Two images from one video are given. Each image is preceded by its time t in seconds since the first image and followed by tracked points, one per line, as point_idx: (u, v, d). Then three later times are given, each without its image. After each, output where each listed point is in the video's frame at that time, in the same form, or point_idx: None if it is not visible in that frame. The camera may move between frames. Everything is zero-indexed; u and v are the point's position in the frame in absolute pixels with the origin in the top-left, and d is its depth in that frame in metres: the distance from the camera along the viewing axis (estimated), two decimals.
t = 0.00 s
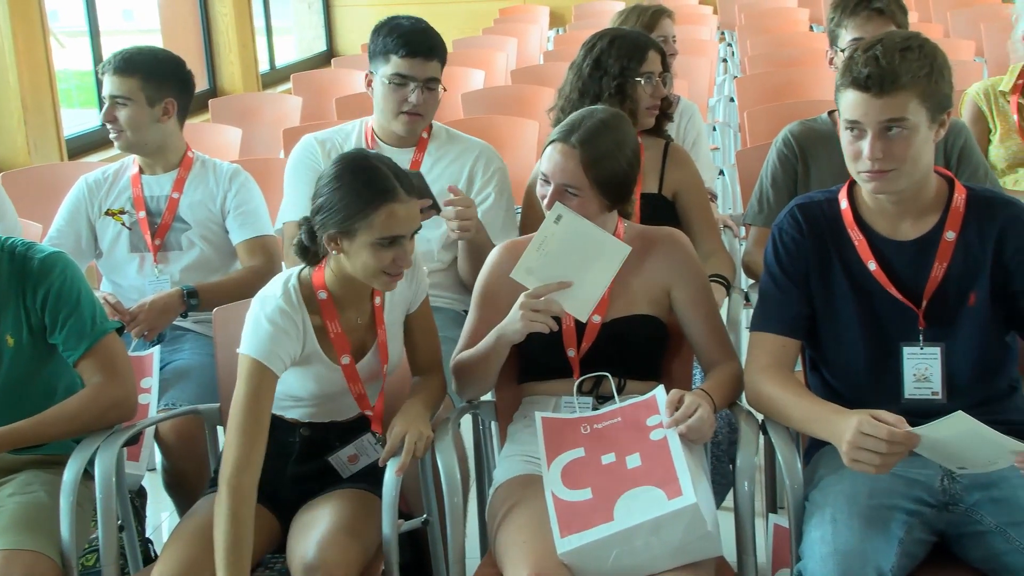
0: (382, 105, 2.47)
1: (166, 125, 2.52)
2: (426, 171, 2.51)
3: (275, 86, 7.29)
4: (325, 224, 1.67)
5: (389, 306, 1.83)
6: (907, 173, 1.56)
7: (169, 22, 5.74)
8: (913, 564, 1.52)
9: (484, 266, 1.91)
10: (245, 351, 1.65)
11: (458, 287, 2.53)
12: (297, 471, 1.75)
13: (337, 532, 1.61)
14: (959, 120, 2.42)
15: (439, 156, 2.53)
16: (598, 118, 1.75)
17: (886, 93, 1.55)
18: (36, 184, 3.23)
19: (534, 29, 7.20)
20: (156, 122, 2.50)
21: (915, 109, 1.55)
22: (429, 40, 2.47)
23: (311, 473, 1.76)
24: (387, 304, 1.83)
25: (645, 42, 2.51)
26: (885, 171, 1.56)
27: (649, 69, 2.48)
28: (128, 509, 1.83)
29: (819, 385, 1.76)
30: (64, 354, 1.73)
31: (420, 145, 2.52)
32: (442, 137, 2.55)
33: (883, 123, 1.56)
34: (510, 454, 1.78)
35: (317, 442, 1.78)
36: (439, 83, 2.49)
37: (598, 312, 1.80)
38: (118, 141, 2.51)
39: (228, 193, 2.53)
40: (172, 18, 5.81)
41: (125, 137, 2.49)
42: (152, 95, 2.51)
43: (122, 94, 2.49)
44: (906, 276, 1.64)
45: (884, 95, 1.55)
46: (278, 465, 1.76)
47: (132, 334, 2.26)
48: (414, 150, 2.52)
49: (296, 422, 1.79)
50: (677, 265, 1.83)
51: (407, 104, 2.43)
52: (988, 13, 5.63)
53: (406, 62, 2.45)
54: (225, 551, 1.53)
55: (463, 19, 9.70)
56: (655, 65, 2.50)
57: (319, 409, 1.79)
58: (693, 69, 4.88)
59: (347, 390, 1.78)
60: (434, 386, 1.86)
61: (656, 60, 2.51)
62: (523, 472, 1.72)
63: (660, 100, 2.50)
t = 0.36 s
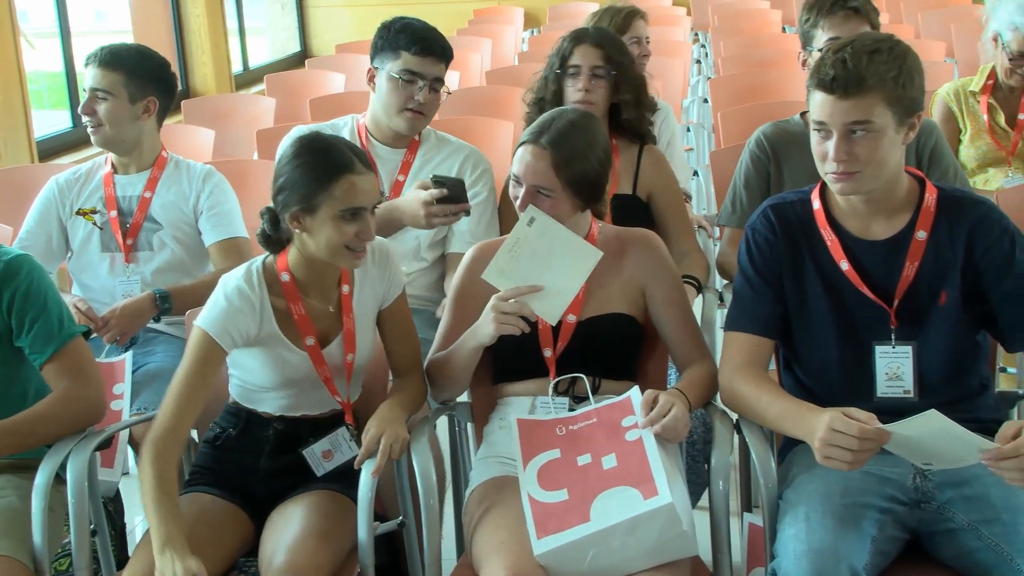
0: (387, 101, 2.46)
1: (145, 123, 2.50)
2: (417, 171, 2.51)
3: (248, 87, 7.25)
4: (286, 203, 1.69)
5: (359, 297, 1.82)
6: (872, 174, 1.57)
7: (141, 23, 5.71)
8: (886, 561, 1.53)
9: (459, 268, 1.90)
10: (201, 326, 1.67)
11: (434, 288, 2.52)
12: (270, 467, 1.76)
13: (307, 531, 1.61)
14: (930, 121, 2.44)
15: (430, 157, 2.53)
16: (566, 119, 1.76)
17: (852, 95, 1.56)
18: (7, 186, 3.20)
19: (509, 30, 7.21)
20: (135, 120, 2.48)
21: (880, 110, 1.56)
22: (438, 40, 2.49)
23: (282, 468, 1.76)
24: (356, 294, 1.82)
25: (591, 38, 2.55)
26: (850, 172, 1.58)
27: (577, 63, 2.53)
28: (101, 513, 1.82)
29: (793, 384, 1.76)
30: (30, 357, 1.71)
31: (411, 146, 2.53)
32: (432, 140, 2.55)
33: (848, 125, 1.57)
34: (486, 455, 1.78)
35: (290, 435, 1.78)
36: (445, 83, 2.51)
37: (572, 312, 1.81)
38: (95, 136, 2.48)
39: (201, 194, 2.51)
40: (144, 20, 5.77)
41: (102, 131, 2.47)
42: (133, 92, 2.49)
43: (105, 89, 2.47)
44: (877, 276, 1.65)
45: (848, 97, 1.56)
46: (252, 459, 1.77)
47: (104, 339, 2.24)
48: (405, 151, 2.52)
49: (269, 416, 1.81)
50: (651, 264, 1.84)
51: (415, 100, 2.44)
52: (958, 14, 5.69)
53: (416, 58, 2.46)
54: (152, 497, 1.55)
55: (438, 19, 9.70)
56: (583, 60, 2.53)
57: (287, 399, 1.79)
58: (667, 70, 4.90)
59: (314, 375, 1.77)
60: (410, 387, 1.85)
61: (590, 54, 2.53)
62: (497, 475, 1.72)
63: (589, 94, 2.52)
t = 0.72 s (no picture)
0: (367, 107, 2.45)
1: (113, 129, 2.49)
2: (395, 174, 2.51)
3: (220, 88, 7.21)
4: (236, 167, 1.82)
5: (323, 282, 1.84)
6: (833, 176, 1.59)
7: (111, 25, 5.66)
8: (858, 559, 1.55)
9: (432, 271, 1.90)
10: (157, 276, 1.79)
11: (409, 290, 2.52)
12: (238, 463, 1.76)
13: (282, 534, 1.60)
14: (900, 122, 2.46)
15: (406, 160, 2.53)
16: (534, 121, 1.75)
17: (809, 99, 1.57)
18: None
19: (482, 32, 7.21)
20: (104, 125, 2.47)
21: (840, 114, 1.57)
22: (418, 48, 2.49)
23: (254, 464, 1.76)
24: (319, 278, 1.84)
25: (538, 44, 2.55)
26: (810, 172, 1.60)
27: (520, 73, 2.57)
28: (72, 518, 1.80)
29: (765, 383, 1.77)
30: None
31: (388, 150, 2.52)
32: (408, 144, 2.55)
33: (806, 128, 1.58)
34: (462, 457, 1.78)
35: (259, 431, 1.80)
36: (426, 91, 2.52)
37: (547, 311, 1.82)
38: (62, 140, 2.47)
39: (174, 196, 2.50)
40: (115, 22, 5.73)
41: (70, 137, 2.45)
42: (100, 99, 2.47)
43: (71, 95, 2.44)
44: (850, 277, 1.67)
45: (807, 100, 1.57)
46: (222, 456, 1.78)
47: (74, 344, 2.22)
48: (382, 155, 2.52)
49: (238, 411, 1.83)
50: (625, 265, 1.85)
51: (398, 108, 2.44)
52: (928, 15, 5.74)
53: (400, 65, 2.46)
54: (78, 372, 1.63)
55: (412, 20, 9.69)
56: (532, 66, 2.51)
57: (246, 380, 1.82)
58: (640, 71, 4.91)
59: (268, 347, 1.79)
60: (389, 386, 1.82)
61: (531, 61, 2.52)
62: (473, 476, 1.71)
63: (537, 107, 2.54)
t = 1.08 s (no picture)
0: (325, 112, 2.45)
1: (81, 126, 2.46)
2: (360, 176, 2.50)
3: (192, 91, 7.17)
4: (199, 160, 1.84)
5: (287, 275, 1.84)
6: (800, 177, 1.60)
7: (81, 27, 5.62)
8: (829, 558, 1.56)
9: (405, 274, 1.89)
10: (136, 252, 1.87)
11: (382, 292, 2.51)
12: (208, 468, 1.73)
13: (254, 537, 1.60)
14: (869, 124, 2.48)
15: (370, 160, 2.52)
16: (502, 138, 1.72)
17: (773, 101, 1.59)
18: None
19: (455, 33, 7.21)
20: (70, 124, 2.43)
21: (806, 118, 1.58)
22: (374, 49, 2.47)
23: (228, 467, 1.74)
24: (284, 272, 1.84)
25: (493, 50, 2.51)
26: (777, 172, 1.61)
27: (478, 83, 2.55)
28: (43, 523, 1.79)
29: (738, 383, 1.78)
30: None
31: (352, 151, 2.52)
32: (371, 145, 2.55)
33: (772, 129, 1.60)
34: (435, 459, 1.78)
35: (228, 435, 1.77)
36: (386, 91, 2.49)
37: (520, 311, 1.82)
38: (32, 143, 2.44)
39: (147, 199, 2.48)
40: (84, 23, 5.68)
41: (39, 137, 2.42)
42: (66, 97, 2.43)
43: (37, 96, 2.41)
44: (824, 279, 1.68)
45: (770, 102, 1.59)
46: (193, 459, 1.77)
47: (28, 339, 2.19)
48: (346, 157, 2.51)
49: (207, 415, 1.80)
50: (598, 266, 1.85)
51: (355, 109, 2.43)
52: (897, 17, 5.79)
53: (355, 67, 2.44)
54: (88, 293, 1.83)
55: (385, 22, 9.68)
56: (488, 76, 2.48)
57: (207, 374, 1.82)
58: (613, 73, 4.93)
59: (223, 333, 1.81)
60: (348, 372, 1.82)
61: (490, 69, 2.47)
62: (447, 478, 1.71)
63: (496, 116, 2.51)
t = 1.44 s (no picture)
0: (294, 119, 2.43)
1: (51, 129, 2.42)
2: (331, 178, 2.49)
3: (162, 92, 7.12)
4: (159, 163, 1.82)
5: (251, 276, 1.83)
6: (777, 176, 1.62)
7: (49, 28, 5.57)
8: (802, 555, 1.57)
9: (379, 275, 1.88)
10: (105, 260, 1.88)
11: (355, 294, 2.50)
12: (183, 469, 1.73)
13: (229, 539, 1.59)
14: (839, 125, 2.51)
15: (340, 162, 2.51)
16: (468, 160, 1.70)
17: (752, 102, 1.59)
18: None
19: (427, 34, 7.20)
20: (41, 127, 2.40)
21: (784, 119, 1.59)
22: (343, 53, 2.43)
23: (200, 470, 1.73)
24: (248, 273, 1.83)
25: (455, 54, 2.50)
26: (754, 173, 1.62)
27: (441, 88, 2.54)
28: (12, 528, 1.77)
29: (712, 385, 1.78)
30: None
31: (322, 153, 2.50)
32: (342, 145, 2.53)
33: (750, 129, 1.61)
34: (409, 460, 1.77)
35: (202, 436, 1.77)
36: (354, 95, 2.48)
37: (496, 313, 1.83)
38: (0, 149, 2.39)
39: (115, 202, 2.46)
40: (52, 24, 5.63)
41: (10, 143, 2.38)
42: (34, 101, 2.39)
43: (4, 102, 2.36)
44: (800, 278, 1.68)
45: (750, 104, 1.60)
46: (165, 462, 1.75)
47: None
48: (316, 159, 2.50)
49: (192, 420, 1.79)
50: (572, 267, 1.86)
51: (323, 115, 2.41)
52: (866, 19, 5.84)
53: (324, 74, 2.40)
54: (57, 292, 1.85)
55: (358, 23, 9.66)
56: (451, 80, 2.48)
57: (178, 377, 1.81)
58: (585, 75, 4.94)
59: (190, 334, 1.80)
60: (311, 363, 1.81)
61: (451, 74, 2.47)
62: (422, 480, 1.71)
63: (460, 120, 2.51)
